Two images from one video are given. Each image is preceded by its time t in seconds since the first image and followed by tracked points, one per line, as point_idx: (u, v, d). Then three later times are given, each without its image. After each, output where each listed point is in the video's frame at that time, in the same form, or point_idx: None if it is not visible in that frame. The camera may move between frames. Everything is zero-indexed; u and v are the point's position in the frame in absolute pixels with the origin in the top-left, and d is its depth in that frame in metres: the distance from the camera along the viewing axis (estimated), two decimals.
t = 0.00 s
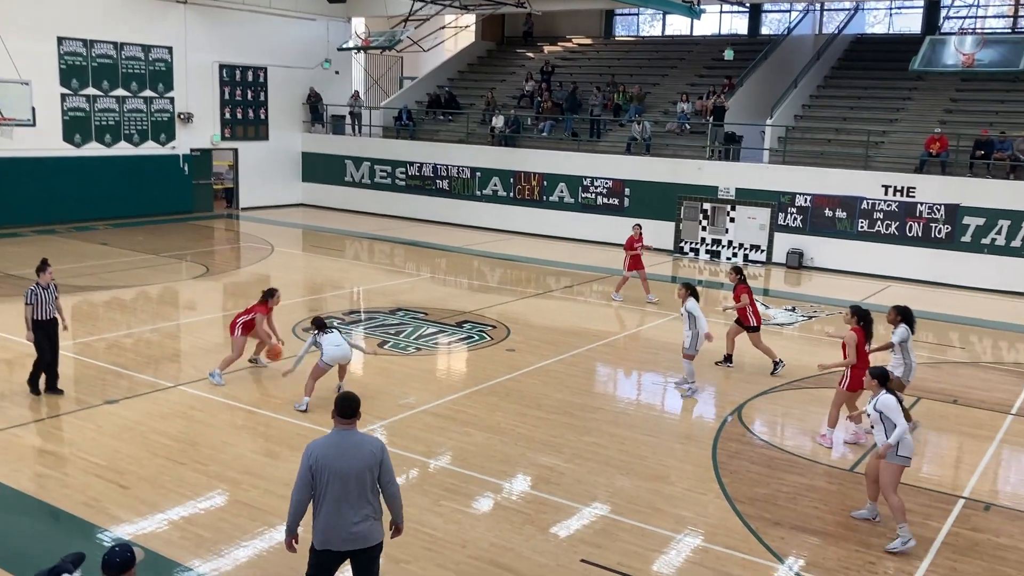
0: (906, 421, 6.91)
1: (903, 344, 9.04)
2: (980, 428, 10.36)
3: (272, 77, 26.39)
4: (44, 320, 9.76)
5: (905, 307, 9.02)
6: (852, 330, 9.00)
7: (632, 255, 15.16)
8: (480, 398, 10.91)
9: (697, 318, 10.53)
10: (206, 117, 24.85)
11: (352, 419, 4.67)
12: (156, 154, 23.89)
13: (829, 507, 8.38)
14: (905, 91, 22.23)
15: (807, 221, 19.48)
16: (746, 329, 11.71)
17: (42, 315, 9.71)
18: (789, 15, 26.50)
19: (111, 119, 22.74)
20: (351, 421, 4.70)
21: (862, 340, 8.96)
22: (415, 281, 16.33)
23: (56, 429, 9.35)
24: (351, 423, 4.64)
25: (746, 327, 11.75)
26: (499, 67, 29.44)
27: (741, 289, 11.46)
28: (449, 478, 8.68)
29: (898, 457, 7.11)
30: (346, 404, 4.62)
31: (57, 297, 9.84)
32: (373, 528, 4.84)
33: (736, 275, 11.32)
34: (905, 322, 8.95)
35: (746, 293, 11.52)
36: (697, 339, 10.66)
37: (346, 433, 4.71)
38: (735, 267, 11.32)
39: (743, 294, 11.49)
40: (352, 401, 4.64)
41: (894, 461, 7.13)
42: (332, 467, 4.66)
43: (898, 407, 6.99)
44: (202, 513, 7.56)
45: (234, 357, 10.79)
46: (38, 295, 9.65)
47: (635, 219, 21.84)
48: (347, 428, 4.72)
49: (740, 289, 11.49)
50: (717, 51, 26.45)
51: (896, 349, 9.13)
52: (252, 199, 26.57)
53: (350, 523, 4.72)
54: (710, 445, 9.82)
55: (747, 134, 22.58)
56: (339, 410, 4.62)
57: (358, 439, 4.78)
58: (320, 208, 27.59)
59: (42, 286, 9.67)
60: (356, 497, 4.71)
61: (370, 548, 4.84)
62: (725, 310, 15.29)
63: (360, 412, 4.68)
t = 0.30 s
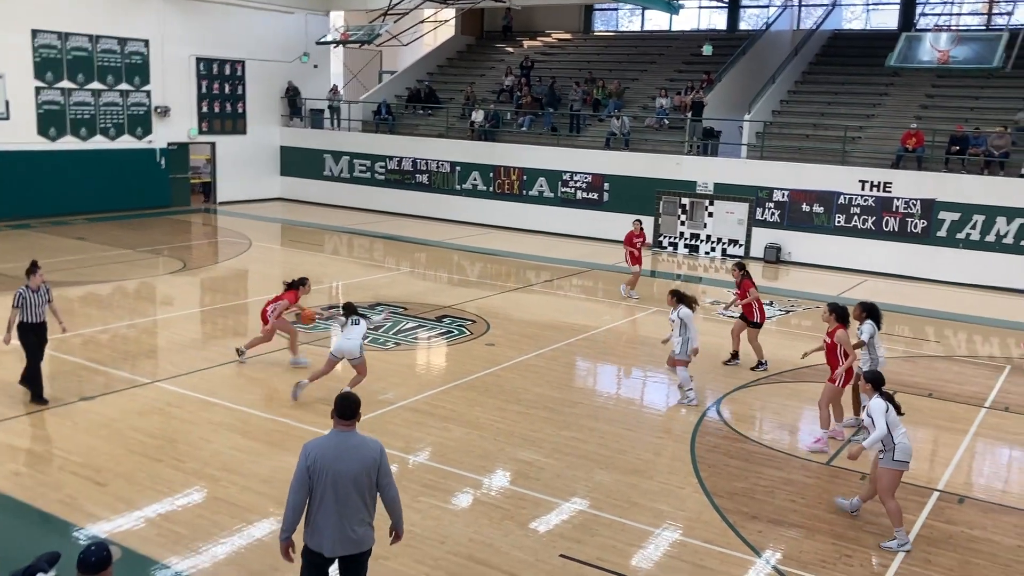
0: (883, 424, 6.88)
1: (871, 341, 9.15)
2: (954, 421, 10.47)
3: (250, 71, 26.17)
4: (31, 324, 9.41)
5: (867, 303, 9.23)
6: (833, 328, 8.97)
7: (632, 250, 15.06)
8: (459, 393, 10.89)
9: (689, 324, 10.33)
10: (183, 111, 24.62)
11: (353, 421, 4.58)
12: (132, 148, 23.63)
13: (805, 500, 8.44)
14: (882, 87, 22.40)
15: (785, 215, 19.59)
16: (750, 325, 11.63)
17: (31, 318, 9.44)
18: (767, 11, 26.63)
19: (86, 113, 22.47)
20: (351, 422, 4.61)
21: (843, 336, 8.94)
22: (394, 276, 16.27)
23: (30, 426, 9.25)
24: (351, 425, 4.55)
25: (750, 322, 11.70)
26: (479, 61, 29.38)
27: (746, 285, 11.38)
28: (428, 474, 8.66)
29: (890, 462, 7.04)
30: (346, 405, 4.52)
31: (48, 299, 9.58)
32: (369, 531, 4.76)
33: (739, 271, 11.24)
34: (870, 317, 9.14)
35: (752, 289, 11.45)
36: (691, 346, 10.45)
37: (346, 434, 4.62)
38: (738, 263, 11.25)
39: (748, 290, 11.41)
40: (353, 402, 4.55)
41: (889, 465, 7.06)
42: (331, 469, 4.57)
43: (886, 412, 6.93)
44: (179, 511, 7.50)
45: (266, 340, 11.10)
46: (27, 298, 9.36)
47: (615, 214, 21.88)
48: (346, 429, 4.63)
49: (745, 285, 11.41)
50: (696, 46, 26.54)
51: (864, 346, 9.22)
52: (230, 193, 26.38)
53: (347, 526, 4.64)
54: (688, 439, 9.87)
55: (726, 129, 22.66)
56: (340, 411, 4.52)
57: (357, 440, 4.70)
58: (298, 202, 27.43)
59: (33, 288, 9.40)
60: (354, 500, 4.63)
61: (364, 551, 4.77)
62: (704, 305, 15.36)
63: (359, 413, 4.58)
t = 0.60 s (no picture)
0: (889, 419, 6.92)
1: (849, 341, 9.25)
2: (930, 416, 10.58)
3: (228, 65, 25.93)
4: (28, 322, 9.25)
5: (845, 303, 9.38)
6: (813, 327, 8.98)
7: (630, 249, 14.98)
8: (439, 389, 10.87)
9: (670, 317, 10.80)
10: (160, 106, 24.37)
11: (335, 427, 4.44)
12: (108, 142, 23.33)
13: (783, 495, 8.50)
14: (860, 84, 22.61)
15: (763, 212, 19.71)
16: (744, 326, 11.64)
17: (22, 316, 9.20)
18: (746, 8, 26.78)
19: (61, 107, 22.18)
20: (334, 428, 4.48)
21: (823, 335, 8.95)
22: (374, 272, 16.20)
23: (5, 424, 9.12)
24: (333, 431, 4.42)
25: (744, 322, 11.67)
26: (459, 57, 29.31)
27: (744, 286, 11.46)
28: (408, 471, 8.63)
29: (884, 456, 7.11)
30: (329, 410, 4.42)
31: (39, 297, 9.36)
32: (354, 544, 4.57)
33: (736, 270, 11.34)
34: (847, 317, 9.29)
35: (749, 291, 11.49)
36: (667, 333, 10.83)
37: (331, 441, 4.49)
38: (738, 264, 11.33)
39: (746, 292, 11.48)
40: (335, 407, 4.43)
41: (880, 459, 7.16)
42: (311, 475, 4.43)
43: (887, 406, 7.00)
44: (157, 508, 7.43)
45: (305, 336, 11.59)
46: (23, 295, 9.14)
47: (595, 210, 21.92)
48: (332, 436, 4.50)
49: (743, 286, 11.48)
50: (676, 43, 26.64)
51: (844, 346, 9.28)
52: (208, 189, 26.16)
53: (328, 535, 4.48)
54: (668, 434, 9.91)
55: (706, 125, 22.77)
56: (320, 415, 4.42)
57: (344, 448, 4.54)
58: (277, 198, 27.26)
59: (27, 285, 9.17)
60: (335, 509, 4.46)
61: (350, 565, 4.58)
62: (684, 300, 15.42)
63: (338, 419, 4.43)
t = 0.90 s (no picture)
0: (890, 411, 7.00)
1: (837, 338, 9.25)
2: (911, 411, 10.66)
3: (209, 59, 25.72)
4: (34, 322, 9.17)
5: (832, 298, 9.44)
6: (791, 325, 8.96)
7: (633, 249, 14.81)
8: (423, 386, 10.83)
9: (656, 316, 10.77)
10: (141, 101, 24.15)
11: (321, 426, 4.33)
12: (88, 137, 23.11)
13: (767, 490, 8.53)
14: (842, 81, 22.73)
15: (746, 208, 19.78)
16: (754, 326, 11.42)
17: (28, 316, 9.08)
18: (729, 4, 26.86)
19: (40, 101, 21.95)
20: (323, 427, 4.37)
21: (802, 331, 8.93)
22: (357, 268, 16.13)
23: None
24: (321, 430, 4.32)
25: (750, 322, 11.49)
26: (442, 52, 29.21)
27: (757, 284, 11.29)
28: (392, 467, 8.59)
29: (886, 450, 7.14)
30: (317, 408, 4.31)
31: (41, 295, 9.21)
32: (344, 547, 4.46)
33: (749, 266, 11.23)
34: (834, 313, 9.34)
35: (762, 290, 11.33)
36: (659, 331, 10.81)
37: (321, 440, 4.39)
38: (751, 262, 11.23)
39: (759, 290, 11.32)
40: (321, 405, 4.31)
41: (881, 452, 7.18)
42: (297, 476, 4.34)
43: (887, 399, 7.05)
44: (138, 506, 7.36)
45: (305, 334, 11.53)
46: (28, 295, 9.00)
47: (579, 206, 21.93)
48: (320, 435, 4.40)
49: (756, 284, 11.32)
50: (659, 39, 26.69)
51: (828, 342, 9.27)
52: (189, 184, 25.96)
53: (317, 538, 4.38)
54: (652, 430, 9.92)
55: (689, 121, 22.82)
56: (307, 413, 4.32)
57: (334, 448, 4.43)
58: (259, 193, 27.11)
59: (31, 285, 9.03)
60: (322, 512, 4.35)
61: (341, 568, 4.48)
62: (667, 296, 15.45)
63: (326, 420, 4.31)
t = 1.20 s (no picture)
0: (876, 408, 7.04)
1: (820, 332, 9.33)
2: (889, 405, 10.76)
3: (188, 53, 25.50)
4: (30, 316, 9.02)
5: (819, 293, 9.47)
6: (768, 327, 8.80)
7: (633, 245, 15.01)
8: (404, 381, 10.81)
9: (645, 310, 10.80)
10: (119, 95, 23.90)
11: (319, 428, 4.27)
12: (65, 131, 22.84)
13: (747, 484, 8.58)
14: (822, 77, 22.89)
15: (726, 204, 19.89)
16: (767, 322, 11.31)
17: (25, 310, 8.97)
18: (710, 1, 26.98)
19: (16, 95, 21.65)
20: (321, 429, 4.30)
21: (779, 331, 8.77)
22: (338, 263, 16.06)
23: None
24: (319, 432, 4.24)
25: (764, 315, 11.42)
26: (423, 47, 29.13)
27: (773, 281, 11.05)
28: (374, 463, 8.56)
29: (883, 449, 7.19)
30: (315, 410, 4.24)
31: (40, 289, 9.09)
32: (339, 550, 4.40)
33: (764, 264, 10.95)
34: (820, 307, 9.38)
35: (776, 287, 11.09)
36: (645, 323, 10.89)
37: (319, 442, 4.32)
38: (766, 259, 10.94)
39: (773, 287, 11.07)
40: (319, 408, 4.23)
41: (884, 454, 7.21)
42: (293, 477, 4.28)
43: (882, 397, 7.09)
44: (119, 502, 7.29)
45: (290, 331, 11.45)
46: (24, 289, 8.87)
47: (559, 202, 21.97)
48: (319, 436, 4.33)
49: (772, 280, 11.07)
50: (639, 35, 26.77)
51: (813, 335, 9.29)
52: (167, 179, 25.74)
53: (311, 540, 4.33)
54: (633, 424, 9.96)
55: (670, 117, 22.90)
56: (305, 414, 4.25)
57: (332, 450, 4.36)
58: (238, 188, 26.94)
59: (28, 279, 8.90)
60: (317, 515, 4.29)
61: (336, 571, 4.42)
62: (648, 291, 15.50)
63: (324, 422, 4.23)
